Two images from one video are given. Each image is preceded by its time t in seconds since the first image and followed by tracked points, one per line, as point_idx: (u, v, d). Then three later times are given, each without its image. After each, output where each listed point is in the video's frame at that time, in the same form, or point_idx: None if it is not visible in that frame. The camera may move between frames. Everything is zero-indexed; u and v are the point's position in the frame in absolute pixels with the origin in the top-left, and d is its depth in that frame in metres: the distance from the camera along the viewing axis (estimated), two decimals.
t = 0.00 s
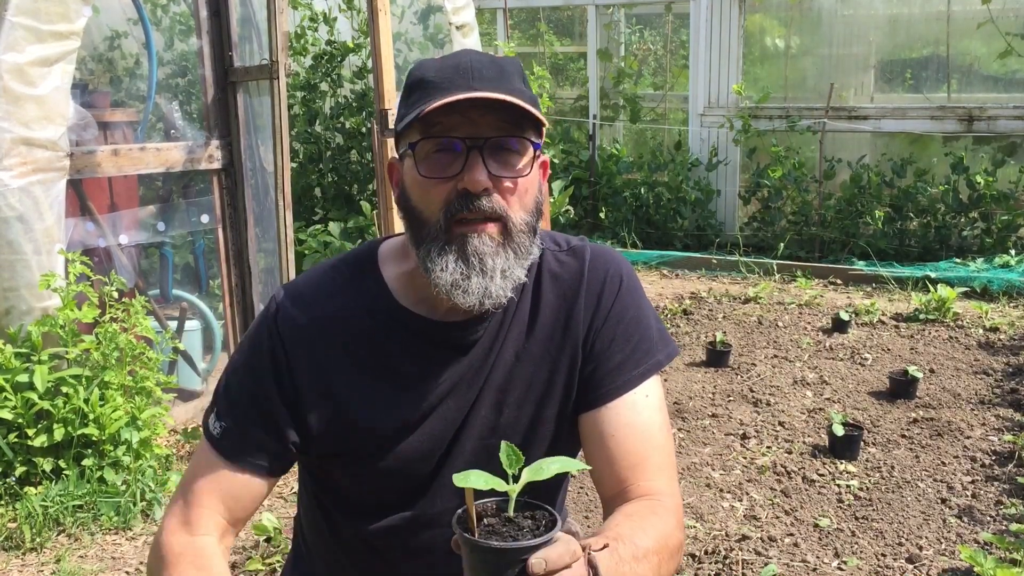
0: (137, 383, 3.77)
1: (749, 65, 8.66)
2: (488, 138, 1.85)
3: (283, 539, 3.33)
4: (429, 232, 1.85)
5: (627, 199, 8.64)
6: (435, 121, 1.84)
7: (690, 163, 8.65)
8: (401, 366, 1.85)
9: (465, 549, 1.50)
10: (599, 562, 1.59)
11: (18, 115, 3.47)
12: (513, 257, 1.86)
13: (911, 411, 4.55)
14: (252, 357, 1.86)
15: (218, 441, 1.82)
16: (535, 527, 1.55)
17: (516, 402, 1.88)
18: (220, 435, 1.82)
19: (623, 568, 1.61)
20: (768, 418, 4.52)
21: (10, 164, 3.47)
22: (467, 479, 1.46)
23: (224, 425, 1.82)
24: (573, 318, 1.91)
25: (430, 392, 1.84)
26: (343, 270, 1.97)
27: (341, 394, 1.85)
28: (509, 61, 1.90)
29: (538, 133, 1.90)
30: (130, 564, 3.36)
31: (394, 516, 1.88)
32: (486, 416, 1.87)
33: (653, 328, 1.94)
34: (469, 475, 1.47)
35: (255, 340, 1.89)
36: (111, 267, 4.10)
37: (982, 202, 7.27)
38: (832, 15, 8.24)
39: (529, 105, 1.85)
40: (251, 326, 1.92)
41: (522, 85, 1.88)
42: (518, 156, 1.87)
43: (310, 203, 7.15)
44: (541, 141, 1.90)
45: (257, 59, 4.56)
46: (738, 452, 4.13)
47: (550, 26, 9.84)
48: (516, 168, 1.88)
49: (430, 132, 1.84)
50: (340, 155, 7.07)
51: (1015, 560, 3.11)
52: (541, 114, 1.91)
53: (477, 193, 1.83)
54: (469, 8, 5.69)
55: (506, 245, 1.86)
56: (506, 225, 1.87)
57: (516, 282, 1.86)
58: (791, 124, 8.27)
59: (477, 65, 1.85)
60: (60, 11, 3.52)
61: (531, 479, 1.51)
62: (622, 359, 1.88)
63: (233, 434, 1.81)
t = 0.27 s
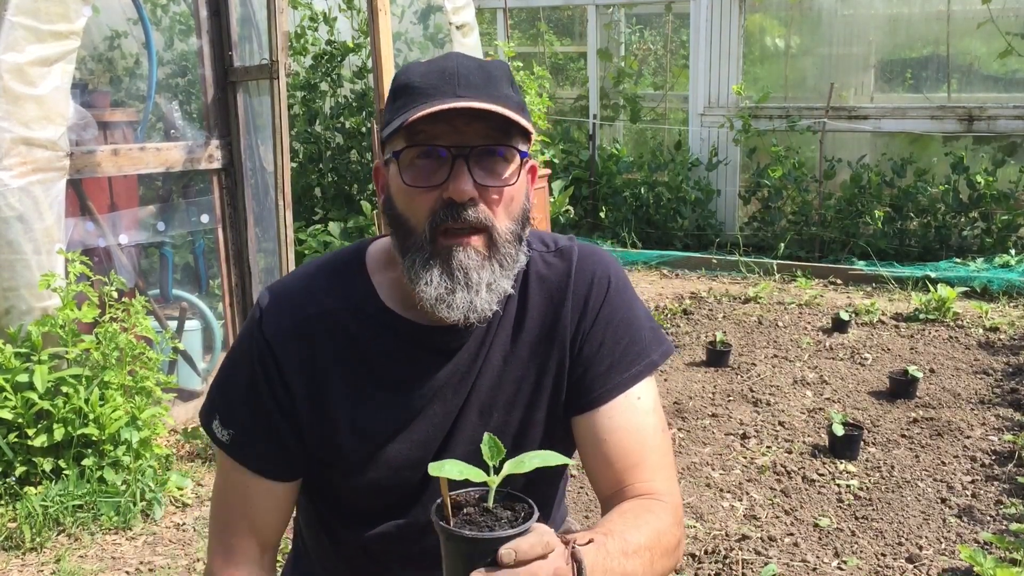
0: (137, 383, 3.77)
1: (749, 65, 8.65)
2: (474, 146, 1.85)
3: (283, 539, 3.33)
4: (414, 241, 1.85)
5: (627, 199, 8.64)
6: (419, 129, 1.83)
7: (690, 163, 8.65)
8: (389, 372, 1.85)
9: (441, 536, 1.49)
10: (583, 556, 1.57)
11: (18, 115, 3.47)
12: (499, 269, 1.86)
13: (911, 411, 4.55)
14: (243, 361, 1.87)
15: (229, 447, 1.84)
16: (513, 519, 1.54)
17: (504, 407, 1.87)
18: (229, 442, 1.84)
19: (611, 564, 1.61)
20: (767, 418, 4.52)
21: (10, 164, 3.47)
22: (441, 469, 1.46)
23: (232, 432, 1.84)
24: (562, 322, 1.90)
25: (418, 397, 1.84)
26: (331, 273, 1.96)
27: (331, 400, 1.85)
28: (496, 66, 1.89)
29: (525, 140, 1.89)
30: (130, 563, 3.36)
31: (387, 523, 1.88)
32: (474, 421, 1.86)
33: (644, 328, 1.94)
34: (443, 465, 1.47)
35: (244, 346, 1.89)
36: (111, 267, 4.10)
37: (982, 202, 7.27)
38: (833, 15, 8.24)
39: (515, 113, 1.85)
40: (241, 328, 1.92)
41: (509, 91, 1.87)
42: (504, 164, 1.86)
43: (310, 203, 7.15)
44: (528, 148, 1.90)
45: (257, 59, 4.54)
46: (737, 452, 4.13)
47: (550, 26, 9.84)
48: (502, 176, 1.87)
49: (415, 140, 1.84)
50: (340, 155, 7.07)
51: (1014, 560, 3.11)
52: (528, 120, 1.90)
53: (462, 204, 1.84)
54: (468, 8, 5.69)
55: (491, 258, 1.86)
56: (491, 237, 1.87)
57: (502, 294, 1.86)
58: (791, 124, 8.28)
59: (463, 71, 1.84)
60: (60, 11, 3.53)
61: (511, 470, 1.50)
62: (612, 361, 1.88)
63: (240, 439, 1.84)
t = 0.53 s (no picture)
0: (137, 383, 3.77)
1: (749, 65, 8.65)
2: (474, 155, 1.84)
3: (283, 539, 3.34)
4: (414, 250, 1.85)
5: (627, 199, 8.64)
6: (420, 136, 1.83)
7: (690, 162, 8.65)
8: (386, 374, 1.85)
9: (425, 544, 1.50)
10: (574, 557, 1.58)
11: (18, 115, 3.47)
12: (496, 279, 1.86)
13: (911, 411, 4.55)
14: (239, 363, 1.87)
15: (225, 452, 1.84)
16: (497, 522, 1.55)
17: (502, 409, 1.87)
18: (226, 447, 1.84)
19: (603, 565, 1.62)
20: (767, 417, 4.52)
21: (10, 164, 3.47)
22: (420, 476, 1.47)
23: (229, 437, 1.83)
24: (559, 323, 1.90)
25: (417, 400, 1.84)
26: (327, 275, 1.95)
27: (328, 403, 1.85)
28: (499, 74, 1.89)
29: (526, 150, 1.89)
30: (131, 563, 3.36)
31: (383, 527, 1.89)
32: (472, 423, 1.86)
33: (641, 328, 1.94)
34: (422, 472, 1.48)
35: (239, 349, 1.88)
36: (111, 267, 4.10)
37: (982, 201, 7.27)
38: (833, 15, 8.24)
39: (517, 122, 1.84)
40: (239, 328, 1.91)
41: (512, 100, 1.87)
42: (505, 174, 1.86)
43: (310, 203, 7.15)
44: (529, 158, 1.89)
45: (257, 59, 4.55)
46: (737, 452, 4.13)
47: (549, 25, 9.84)
48: (502, 186, 1.87)
49: (415, 147, 1.84)
50: (340, 155, 7.07)
51: (1014, 559, 3.11)
52: (530, 129, 1.90)
53: (461, 213, 1.84)
54: (468, 8, 5.69)
55: (488, 268, 1.86)
56: (489, 246, 1.86)
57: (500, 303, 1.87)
58: (791, 124, 8.28)
59: (466, 78, 1.85)
60: (60, 11, 3.53)
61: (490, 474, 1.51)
62: (609, 362, 1.88)
63: (237, 443, 1.83)
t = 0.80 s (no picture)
0: (137, 382, 3.77)
1: (749, 64, 8.65)
2: (478, 150, 1.84)
3: (283, 538, 3.34)
4: (414, 239, 1.87)
5: (627, 198, 8.64)
6: (426, 127, 1.84)
7: (690, 162, 8.64)
8: (386, 368, 1.85)
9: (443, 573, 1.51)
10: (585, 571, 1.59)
11: (18, 115, 3.47)
12: (493, 273, 1.85)
13: (911, 411, 4.55)
14: (241, 358, 1.88)
15: (220, 447, 1.85)
16: (514, 547, 1.56)
17: (503, 402, 1.87)
18: (222, 441, 1.85)
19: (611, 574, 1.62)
20: (767, 417, 4.51)
21: (10, 164, 3.47)
22: (438, 503, 1.47)
23: (225, 432, 1.84)
24: (561, 318, 1.90)
25: (417, 392, 1.84)
26: (328, 269, 1.96)
27: (329, 397, 1.85)
28: (510, 72, 1.89)
29: (532, 149, 1.88)
30: (131, 562, 3.36)
31: (383, 520, 1.88)
32: (473, 417, 1.86)
33: (644, 325, 1.94)
34: (439, 500, 1.49)
35: (240, 345, 1.89)
36: (111, 266, 4.09)
37: (982, 201, 7.27)
38: (833, 15, 8.24)
39: (523, 121, 1.84)
40: (234, 337, 1.91)
41: (520, 98, 1.87)
42: (509, 170, 1.86)
43: (310, 202, 7.15)
44: (534, 157, 1.89)
45: (257, 59, 4.53)
46: (737, 451, 4.12)
47: (550, 25, 9.84)
48: (506, 182, 1.87)
49: (422, 138, 1.84)
50: (340, 154, 7.07)
51: (1015, 559, 3.11)
52: (537, 129, 1.89)
53: (461, 206, 1.84)
54: (468, 8, 5.69)
55: (485, 262, 1.86)
56: (487, 241, 1.86)
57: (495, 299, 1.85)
58: (791, 123, 8.28)
59: (477, 73, 1.85)
60: (60, 11, 3.53)
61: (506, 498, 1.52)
62: (611, 358, 1.88)
63: (232, 438, 1.84)
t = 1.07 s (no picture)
0: (137, 382, 3.77)
1: (749, 64, 8.65)
2: (483, 156, 1.84)
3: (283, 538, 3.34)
4: (416, 241, 1.85)
5: (627, 198, 8.64)
6: (431, 132, 1.83)
7: (690, 161, 8.64)
8: (389, 363, 1.85)
9: (478, 564, 1.49)
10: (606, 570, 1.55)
11: (18, 114, 3.47)
12: (496, 275, 1.85)
13: (911, 411, 4.54)
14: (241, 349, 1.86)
15: (209, 429, 1.83)
16: (546, 541, 1.55)
17: (504, 399, 1.87)
18: (211, 424, 1.83)
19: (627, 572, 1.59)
20: (767, 417, 4.51)
21: (10, 163, 3.47)
22: (477, 493, 1.45)
23: (216, 413, 1.83)
24: (563, 316, 1.91)
25: (419, 387, 1.84)
26: (330, 264, 1.96)
27: (331, 391, 1.85)
28: (512, 76, 1.90)
29: (535, 154, 1.89)
30: (131, 562, 3.36)
31: (386, 515, 1.87)
32: (475, 413, 1.86)
33: (643, 324, 1.95)
34: (478, 490, 1.47)
35: (244, 333, 1.89)
36: (111, 266, 4.09)
37: (982, 201, 7.26)
38: (833, 14, 8.24)
39: (527, 126, 1.85)
40: (237, 326, 1.91)
41: (524, 104, 1.87)
42: (513, 175, 1.87)
43: (310, 202, 7.15)
44: (537, 163, 1.90)
45: (257, 58, 4.53)
46: (737, 451, 4.12)
47: (550, 24, 9.84)
48: (510, 187, 1.88)
49: (426, 142, 1.84)
50: (340, 154, 7.07)
51: (1015, 559, 3.11)
52: (540, 134, 1.90)
53: (466, 211, 1.84)
54: (469, 7, 5.69)
55: (489, 262, 1.86)
56: (491, 243, 1.86)
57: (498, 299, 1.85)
58: (791, 123, 8.28)
59: (481, 77, 1.86)
60: (60, 11, 3.53)
61: (542, 489, 1.52)
62: (612, 356, 1.88)
63: (223, 418, 1.82)
